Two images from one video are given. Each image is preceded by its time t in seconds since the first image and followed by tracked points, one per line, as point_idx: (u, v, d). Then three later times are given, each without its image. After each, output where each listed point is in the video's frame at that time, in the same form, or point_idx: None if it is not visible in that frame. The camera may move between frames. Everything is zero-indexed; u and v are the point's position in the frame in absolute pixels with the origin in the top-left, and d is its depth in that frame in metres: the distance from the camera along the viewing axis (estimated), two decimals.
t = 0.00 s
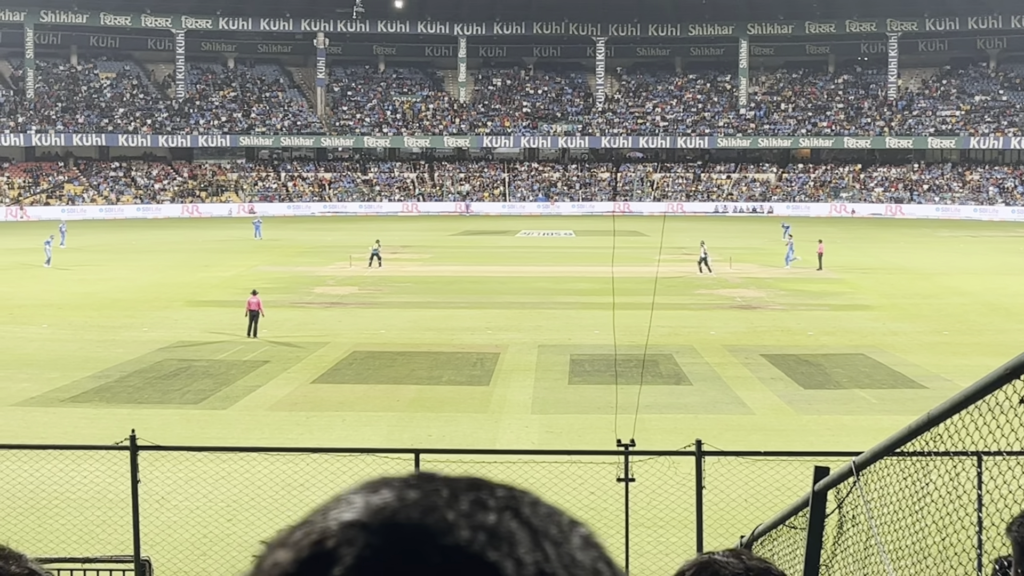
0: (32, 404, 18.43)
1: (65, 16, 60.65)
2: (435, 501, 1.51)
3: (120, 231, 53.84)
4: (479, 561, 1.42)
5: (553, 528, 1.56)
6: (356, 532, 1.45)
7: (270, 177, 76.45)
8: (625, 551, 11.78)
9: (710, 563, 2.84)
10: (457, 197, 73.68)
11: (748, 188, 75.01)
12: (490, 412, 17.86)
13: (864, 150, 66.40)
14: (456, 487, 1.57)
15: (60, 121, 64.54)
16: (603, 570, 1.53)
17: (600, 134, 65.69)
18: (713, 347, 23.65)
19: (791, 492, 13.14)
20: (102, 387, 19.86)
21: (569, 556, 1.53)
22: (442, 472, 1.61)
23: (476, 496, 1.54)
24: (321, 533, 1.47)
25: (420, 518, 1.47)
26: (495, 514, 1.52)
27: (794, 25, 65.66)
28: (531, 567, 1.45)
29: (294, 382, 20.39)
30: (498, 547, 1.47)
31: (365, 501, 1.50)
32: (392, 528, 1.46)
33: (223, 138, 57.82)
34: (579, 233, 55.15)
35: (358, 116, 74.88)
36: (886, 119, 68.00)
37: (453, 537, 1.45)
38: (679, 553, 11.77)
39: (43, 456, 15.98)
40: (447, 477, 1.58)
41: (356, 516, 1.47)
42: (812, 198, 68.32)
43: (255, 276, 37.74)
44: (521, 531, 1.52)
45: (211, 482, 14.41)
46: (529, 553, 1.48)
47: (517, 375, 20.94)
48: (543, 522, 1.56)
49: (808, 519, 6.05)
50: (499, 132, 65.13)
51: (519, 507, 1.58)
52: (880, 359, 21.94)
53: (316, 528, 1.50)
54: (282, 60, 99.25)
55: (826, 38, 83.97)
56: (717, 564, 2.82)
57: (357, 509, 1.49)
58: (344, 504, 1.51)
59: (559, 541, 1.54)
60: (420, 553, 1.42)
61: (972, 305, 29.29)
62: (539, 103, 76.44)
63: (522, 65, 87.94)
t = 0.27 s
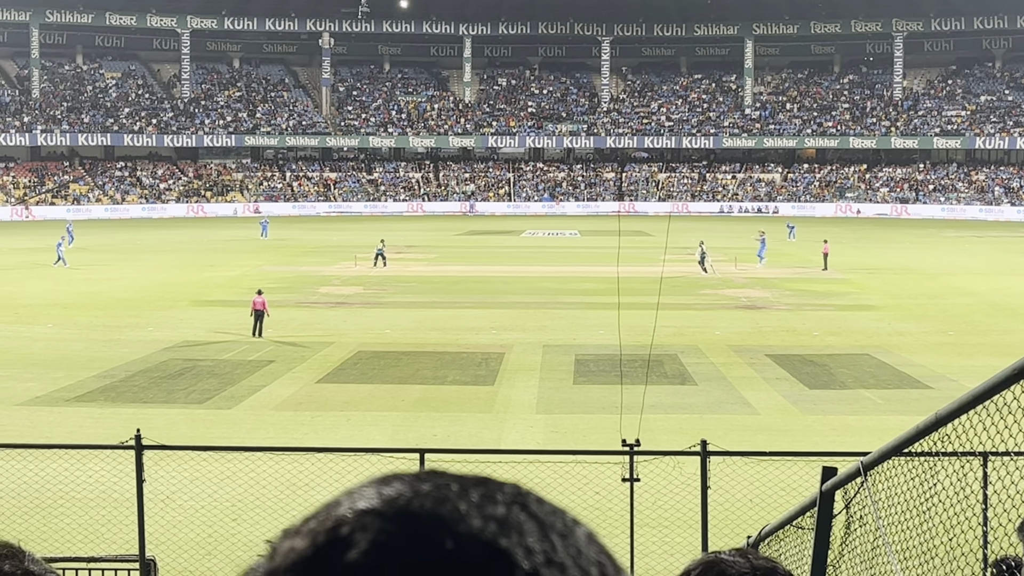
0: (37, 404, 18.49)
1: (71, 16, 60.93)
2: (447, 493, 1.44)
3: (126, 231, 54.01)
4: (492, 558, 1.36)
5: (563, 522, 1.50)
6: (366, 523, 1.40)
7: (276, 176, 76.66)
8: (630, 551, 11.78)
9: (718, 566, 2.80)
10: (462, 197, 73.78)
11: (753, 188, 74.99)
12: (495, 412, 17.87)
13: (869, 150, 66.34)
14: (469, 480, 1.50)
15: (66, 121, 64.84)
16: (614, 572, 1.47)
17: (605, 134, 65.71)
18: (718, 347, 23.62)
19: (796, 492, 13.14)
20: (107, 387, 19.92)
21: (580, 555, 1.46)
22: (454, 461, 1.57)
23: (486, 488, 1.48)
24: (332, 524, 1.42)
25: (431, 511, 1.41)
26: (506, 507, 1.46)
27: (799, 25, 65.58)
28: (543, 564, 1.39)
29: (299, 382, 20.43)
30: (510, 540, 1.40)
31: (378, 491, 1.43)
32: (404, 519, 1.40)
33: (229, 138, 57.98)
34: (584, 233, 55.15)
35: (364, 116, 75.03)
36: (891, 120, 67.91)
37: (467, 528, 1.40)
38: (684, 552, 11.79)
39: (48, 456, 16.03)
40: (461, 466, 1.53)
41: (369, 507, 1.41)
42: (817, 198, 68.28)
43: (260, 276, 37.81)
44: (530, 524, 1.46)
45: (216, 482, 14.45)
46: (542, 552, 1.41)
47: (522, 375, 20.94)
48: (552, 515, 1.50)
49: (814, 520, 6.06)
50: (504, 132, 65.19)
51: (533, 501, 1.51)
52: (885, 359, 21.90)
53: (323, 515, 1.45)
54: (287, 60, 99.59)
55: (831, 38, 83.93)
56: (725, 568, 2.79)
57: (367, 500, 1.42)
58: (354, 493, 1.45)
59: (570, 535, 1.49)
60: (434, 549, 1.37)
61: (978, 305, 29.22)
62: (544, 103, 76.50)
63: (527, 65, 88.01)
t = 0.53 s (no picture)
0: (39, 403, 18.52)
1: (74, 15, 60.94)
2: (420, 486, 1.42)
3: (129, 230, 54.02)
4: (464, 551, 1.34)
5: (536, 513, 1.49)
6: (336, 516, 1.37)
7: (279, 176, 76.63)
8: (632, 551, 11.80)
9: (722, 564, 2.80)
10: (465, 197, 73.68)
11: (756, 188, 74.85)
12: (497, 411, 17.87)
13: (873, 149, 66.23)
14: (441, 473, 1.48)
15: (69, 120, 64.80)
16: (589, 565, 1.46)
17: (608, 133, 65.60)
18: (721, 347, 23.59)
19: (799, 493, 13.13)
20: (109, 386, 19.94)
21: (553, 546, 1.45)
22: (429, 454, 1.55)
23: (459, 480, 1.46)
24: (305, 518, 1.40)
25: (403, 502, 1.39)
26: (480, 500, 1.44)
27: (803, 24, 65.43)
28: (517, 554, 1.37)
29: (301, 382, 20.43)
30: (484, 531, 1.39)
31: (348, 485, 1.41)
32: (378, 512, 1.38)
33: (232, 137, 57.96)
34: (587, 232, 55.10)
35: (366, 115, 75.01)
36: (895, 119, 67.75)
37: (440, 519, 1.38)
38: (686, 552, 11.79)
39: (51, 454, 16.07)
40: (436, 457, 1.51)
41: (339, 499, 1.38)
42: (820, 198, 68.17)
43: (263, 275, 37.84)
44: (505, 515, 1.43)
45: (219, 481, 14.47)
46: (515, 544, 1.39)
47: (524, 375, 20.92)
48: (527, 506, 1.48)
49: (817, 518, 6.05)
50: (507, 131, 65.12)
51: (506, 493, 1.48)
52: (888, 359, 21.86)
53: (292, 510, 1.43)
54: (290, 60, 99.57)
55: (835, 37, 83.79)
56: (728, 565, 2.78)
57: (338, 494, 1.40)
58: (323, 487, 1.43)
59: (543, 525, 1.47)
60: (405, 541, 1.35)
61: (981, 305, 29.17)
62: (547, 102, 76.42)
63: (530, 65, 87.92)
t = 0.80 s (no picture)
0: (42, 401, 18.54)
1: (76, 13, 60.99)
2: (402, 486, 1.42)
3: (131, 229, 54.05)
4: (448, 550, 1.33)
5: (522, 512, 1.48)
6: (316, 516, 1.36)
7: (281, 174, 76.69)
8: (634, 550, 11.80)
9: (723, 563, 2.80)
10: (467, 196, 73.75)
11: (758, 187, 74.86)
12: (499, 410, 17.87)
13: (875, 149, 66.19)
14: (423, 472, 1.47)
15: (71, 119, 64.89)
16: (576, 566, 1.45)
17: (611, 132, 65.63)
18: (723, 346, 23.59)
19: (801, 492, 13.12)
20: (112, 385, 19.97)
21: (536, 545, 1.44)
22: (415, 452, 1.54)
23: (440, 482, 1.45)
24: (290, 520, 1.38)
25: (388, 503, 1.38)
26: (463, 500, 1.43)
27: (805, 23, 65.37)
28: (503, 555, 1.36)
29: (304, 380, 20.45)
30: (471, 531, 1.38)
31: (330, 486, 1.40)
32: (362, 512, 1.37)
33: (234, 137, 58.00)
34: (589, 231, 55.09)
35: (369, 114, 75.08)
36: (897, 119, 67.70)
37: (426, 518, 1.36)
38: (688, 551, 11.79)
39: (53, 453, 16.09)
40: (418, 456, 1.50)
41: (320, 500, 1.37)
42: (822, 197, 68.13)
43: (266, 274, 37.85)
44: (488, 515, 1.43)
45: (221, 479, 14.48)
46: (499, 547, 1.38)
47: (526, 374, 20.93)
48: (513, 508, 1.47)
49: (819, 518, 6.06)
50: (509, 130, 65.17)
51: (490, 491, 1.47)
52: (890, 358, 21.85)
53: (274, 511, 1.42)
54: (293, 58, 99.60)
55: (838, 37, 83.73)
56: (728, 564, 2.79)
57: (320, 495, 1.39)
58: (304, 488, 1.42)
59: (530, 525, 1.46)
60: (387, 541, 1.34)
61: (983, 304, 29.15)
62: (550, 101, 76.43)
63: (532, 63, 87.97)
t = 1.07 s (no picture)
0: (44, 400, 18.56)
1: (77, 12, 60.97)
2: (412, 485, 1.42)
3: (132, 228, 54.09)
4: (456, 548, 1.34)
5: (528, 510, 1.48)
6: (323, 513, 1.36)
7: (282, 173, 76.68)
8: (636, 548, 11.82)
9: (724, 562, 2.81)
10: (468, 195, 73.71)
11: (760, 186, 74.75)
12: (501, 409, 17.88)
13: (878, 148, 66.09)
14: (430, 472, 1.47)
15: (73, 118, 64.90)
16: (583, 563, 1.45)
17: (612, 131, 65.59)
18: (725, 345, 23.58)
19: (802, 492, 13.12)
20: (113, 383, 19.99)
21: (545, 544, 1.44)
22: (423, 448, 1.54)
23: (447, 479, 1.45)
24: (298, 519, 1.37)
25: (396, 502, 1.39)
26: (471, 498, 1.43)
27: (807, 23, 65.28)
28: (513, 554, 1.37)
29: (305, 379, 20.47)
30: (480, 531, 1.38)
31: (338, 484, 1.41)
32: (369, 512, 1.37)
33: (235, 136, 58.04)
34: (590, 230, 55.08)
35: (370, 113, 75.04)
36: (899, 118, 67.58)
37: (433, 520, 1.37)
38: (689, 551, 11.79)
39: (55, 452, 16.12)
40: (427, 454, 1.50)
41: (326, 498, 1.37)
42: (824, 197, 68.07)
43: (267, 273, 37.87)
44: (497, 514, 1.43)
45: (222, 478, 14.48)
46: (507, 547, 1.38)
47: (528, 373, 20.95)
48: (520, 506, 1.47)
49: (821, 518, 6.06)
50: (511, 129, 65.13)
51: (496, 490, 1.48)
52: (892, 358, 21.84)
53: (281, 507, 1.42)
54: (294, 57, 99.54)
55: (840, 36, 83.63)
56: (729, 562, 2.80)
57: (326, 494, 1.39)
58: (309, 487, 1.42)
59: (538, 523, 1.47)
60: (395, 538, 1.34)
61: (984, 304, 29.14)
62: (552, 100, 76.38)
63: (534, 63, 87.90)
